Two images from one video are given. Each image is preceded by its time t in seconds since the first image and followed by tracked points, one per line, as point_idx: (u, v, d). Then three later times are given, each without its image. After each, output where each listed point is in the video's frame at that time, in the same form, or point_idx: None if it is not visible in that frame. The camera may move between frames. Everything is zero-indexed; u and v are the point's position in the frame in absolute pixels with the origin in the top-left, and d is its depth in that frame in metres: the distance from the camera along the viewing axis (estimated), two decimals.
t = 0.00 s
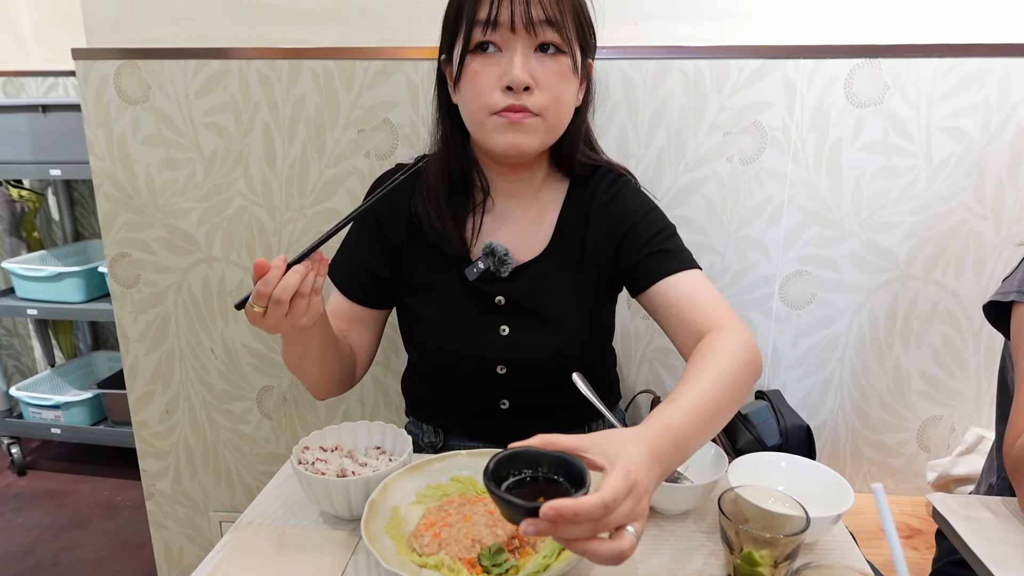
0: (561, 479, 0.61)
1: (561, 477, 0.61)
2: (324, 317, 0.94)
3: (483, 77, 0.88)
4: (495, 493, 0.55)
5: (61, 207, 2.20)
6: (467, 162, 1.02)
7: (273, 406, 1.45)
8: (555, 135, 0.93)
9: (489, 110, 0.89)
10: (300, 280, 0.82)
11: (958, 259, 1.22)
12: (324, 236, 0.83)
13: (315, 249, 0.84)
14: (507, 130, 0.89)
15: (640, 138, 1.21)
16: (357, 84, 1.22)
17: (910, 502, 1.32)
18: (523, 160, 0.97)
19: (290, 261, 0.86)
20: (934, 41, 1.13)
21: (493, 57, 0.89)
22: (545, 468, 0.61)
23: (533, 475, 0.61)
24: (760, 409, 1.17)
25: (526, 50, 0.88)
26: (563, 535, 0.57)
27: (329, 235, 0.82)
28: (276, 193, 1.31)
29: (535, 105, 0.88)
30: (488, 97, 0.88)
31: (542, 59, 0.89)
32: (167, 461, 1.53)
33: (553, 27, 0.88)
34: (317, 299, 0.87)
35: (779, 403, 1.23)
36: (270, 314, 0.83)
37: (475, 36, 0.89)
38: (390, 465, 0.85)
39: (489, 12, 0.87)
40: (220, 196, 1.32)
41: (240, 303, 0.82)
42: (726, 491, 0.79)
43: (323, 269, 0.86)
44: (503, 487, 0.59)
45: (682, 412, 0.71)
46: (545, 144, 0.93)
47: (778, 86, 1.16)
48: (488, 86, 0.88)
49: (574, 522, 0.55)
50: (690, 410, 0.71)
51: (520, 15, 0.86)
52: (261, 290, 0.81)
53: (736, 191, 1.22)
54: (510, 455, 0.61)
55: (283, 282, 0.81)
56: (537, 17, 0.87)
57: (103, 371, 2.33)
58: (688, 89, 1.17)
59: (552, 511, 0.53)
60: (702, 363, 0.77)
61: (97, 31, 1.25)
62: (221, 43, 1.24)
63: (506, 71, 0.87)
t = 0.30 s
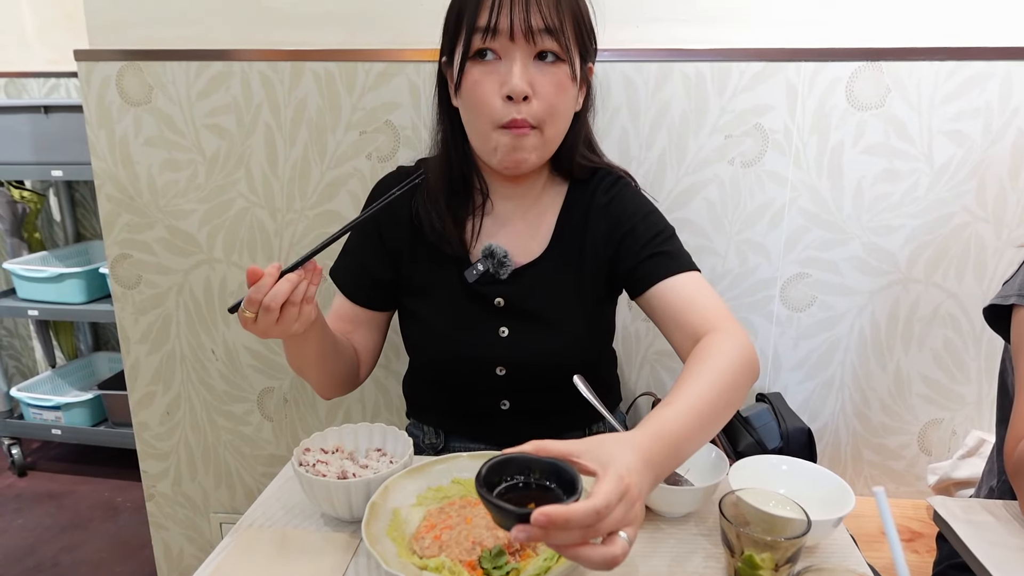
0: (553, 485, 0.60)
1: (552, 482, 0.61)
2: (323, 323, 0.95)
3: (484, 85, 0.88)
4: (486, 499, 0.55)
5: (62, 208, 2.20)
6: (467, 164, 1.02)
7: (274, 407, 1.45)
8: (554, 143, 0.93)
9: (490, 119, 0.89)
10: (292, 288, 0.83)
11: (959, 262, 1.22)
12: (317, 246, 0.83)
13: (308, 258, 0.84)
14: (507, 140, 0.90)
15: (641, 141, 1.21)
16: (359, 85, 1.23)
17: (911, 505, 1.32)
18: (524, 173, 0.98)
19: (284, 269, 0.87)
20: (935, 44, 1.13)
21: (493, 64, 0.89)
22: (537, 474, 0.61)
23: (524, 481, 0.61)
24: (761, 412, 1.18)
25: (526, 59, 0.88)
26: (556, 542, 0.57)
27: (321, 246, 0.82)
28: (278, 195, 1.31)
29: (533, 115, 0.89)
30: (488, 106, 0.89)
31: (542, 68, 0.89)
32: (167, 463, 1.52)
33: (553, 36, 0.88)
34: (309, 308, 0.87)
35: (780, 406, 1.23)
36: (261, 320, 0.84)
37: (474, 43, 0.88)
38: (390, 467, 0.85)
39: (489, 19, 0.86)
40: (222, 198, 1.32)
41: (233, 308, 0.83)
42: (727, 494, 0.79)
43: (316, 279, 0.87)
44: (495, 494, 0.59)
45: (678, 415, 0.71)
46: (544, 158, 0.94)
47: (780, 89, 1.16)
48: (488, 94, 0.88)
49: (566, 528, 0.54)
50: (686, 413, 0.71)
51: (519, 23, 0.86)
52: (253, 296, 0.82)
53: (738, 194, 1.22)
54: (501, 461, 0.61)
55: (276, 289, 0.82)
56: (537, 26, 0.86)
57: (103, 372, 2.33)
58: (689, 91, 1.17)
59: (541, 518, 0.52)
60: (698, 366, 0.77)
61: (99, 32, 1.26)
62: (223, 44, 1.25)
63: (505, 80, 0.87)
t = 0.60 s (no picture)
0: (542, 492, 0.61)
1: (541, 490, 0.61)
2: (316, 322, 0.96)
3: (477, 87, 0.90)
4: (474, 508, 0.55)
5: (63, 210, 2.21)
6: (466, 166, 1.03)
7: (273, 410, 1.45)
8: (546, 144, 0.93)
9: (483, 120, 0.90)
10: (280, 290, 0.83)
11: (958, 264, 1.22)
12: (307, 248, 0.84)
13: (298, 260, 0.84)
14: (497, 139, 0.90)
15: (640, 143, 1.21)
16: (358, 88, 1.23)
17: (910, 508, 1.32)
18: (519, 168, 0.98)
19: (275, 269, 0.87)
20: (934, 46, 1.13)
21: (487, 67, 0.89)
22: (526, 481, 0.61)
23: (513, 488, 0.61)
24: (760, 414, 1.18)
25: (519, 62, 0.88)
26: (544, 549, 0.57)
27: (313, 249, 0.83)
28: (278, 197, 1.31)
29: (525, 117, 0.89)
30: (481, 108, 0.90)
31: (535, 71, 0.89)
32: (167, 465, 1.53)
33: (546, 40, 0.88)
34: (298, 308, 0.88)
35: (779, 408, 1.23)
36: (249, 319, 0.85)
37: (470, 47, 0.89)
38: (389, 469, 0.85)
39: (483, 22, 0.87)
40: (222, 200, 1.32)
41: (223, 307, 0.84)
42: (726, 496, 0.79)
43: (305, 280, 0.87)
44: (484, 502, 0.59)
45: (670, 418, 0.71)
46: (539, 154, 0.94)
47: (778, 91, 1.16)
48: (481, 96, 0.89)
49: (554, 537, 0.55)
50: (679, 417, 0.71)
51: (513, 26, 0.86)
52: (242, 297, 0.83)
53: (736, 196, 1.22)
54: (490, 469, 0.61)
55: (263, 290, 0.83)
56: (531, 29, 0.87)
57: (103, 375, 2.34)
58: (688, 94, 1.17)
59: (530, 527, 0.53)
60: (692, 370, 0.77)
61: (99, 35, 1.26)
62: (223, 47, 1.25)
63: (498, 83, 0.88)
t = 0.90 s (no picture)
0: (533, 496, 0.62)
1: (532, 493, 0.62)
2: (319, 321, 0.96)
3: (479, 98, 0.89)
4: (465, 510, 0.56)
5: (63, 213, 2.21)
6: (467, 171, 1.04)
7: (274, 412, 1.45)
8: (548, 152, 0.94)
9: (486, 132, 0.91)
10: (284, 287, 0.84)
11: (957, 265, 1.22)
12: (310, 247, 0.84)
13: (302, 257, 0.85)
14: (500, 151, 0.91)
15: (639, 144, 1.21)
16: (358, 91, 1.23)
17: (910, 508, 1.32)
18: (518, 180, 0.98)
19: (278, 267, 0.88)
20: (932, 48, 1.14)
21: (489, 79, 0.89)
22: (517, 485, 0.62)
23: (505, 492, 0.62)
24: (759, 415, 1.18)
25: (520, 73, 0.88)
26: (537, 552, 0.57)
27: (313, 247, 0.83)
28: (278, 199, 1.31)
29: (527, 128, 0.89)
30: (484, 119, 0.90)
31: (537, 81, 0.89)
32: (167, 467, 1.53)
33: (548, 50, 0.88)
34: (301, 305, 0.88)
35: (779, 409, 1.23)
36: (255, 317, 0.84)
37: (470, 59, 0.88)
38: (389, 471, 0.85)
39: (484, 35, 0.86)
40: (222, 203, 1.33)
41: (227, 306, 0.84)
42: (726, 497, 0.79)
43: (309, 278, 0.88)
44: (476, 506, 0.60)
45: (664, 420, 0.71)
46: (541, 163, 0.95)
47: (777, 93, 1.16)
48: (483, 108, 0.89)
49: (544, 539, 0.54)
50: (675, 418, 0.71)
51: (514, 38, 0.86)
52: (247, 295, 0.83)
53: (735, 197, 1.22)
54: (481, 474, 0.62)
55: (269, 286, 0.83)
56: (532, 40, 0.87)
57: (103, 378, 2.34)
58: (687, 95, 1.18)
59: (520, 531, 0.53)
60: (687, 372, 0.77)
61: (99, 38, 1.26)
62: (222, 50, 1.25)
63: (501, 94, 0.88)
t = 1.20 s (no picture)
0: (533, 503, 0.60)
1: (532, 499, 0.61)
2: (315, 324, 0.96)
3: (477, 100, 0.90)
4: (465, 518, 0.55)
5: (63, 215, 2.21)
6: (466, 173, 1.03)
7: (274, 414, 1.45)
8: (548, 154, 0.94)
9: (484, 134, 0.90)
10: (275, 291, 0.84)
11: (957, 266, 1.22)
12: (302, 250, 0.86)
13: (293, 261, 0.85)
14: (500, 153, 0.91)
15: (639, 146, 1.21)
16: (358, 93, 1.23)
17: (911, 510, 1.32)
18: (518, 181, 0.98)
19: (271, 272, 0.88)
20: (931, 49, 1.14)
21: (487, 81, 0.89)
22: (517, 491, 0.61)
23: (505, 499, 0.61)
24: (760, 416, 1.18)
25: (519, 75, 0.88)
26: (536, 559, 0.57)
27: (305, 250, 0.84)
28: (278, 201, 1.31)
29: (526, 129, 0.90)
30: (483, 122, 0.90)
31: (536, 84, 0.89)
32: (167, 469, 1.52)
33: (547, 53, 0.88)
34: (295, 310, 0.88)
35: (779, 410, 1.23)
36: (247, 321, 0.85)
37: (468, 61, 0.89)
38: (390, 472, 0.85)
39: (482, 38, 0.86)
40: (222, 204, 1.33)
41: (220, 309, 0.84)
42: (726, 498, 0.79)
43: (302, 281, 0.87)
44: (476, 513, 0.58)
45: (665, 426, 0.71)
46: (539, 165, 0.95)
47: (777, 94, 1.16)
48: (481, 110, 0.89)
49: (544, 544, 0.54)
50: (676, 423, 0.71)
51: (512, 40, 0.86)
52: (239, 299, 0.83)
53: (736, 199, 1.22)
54: (481, 482, 0.60)
55: (260, 290, 0.83)
56: (531, 42, 0.87)
57: (103, 380, 2.34)
58: (687, 97, 1.18)
59: (520, 538, 0.53)
60: (688, 376, 0.77)
61: (100, 40, 1.27)
62: (223, 52, 1.25)
63: (498, 96, 0.88)
